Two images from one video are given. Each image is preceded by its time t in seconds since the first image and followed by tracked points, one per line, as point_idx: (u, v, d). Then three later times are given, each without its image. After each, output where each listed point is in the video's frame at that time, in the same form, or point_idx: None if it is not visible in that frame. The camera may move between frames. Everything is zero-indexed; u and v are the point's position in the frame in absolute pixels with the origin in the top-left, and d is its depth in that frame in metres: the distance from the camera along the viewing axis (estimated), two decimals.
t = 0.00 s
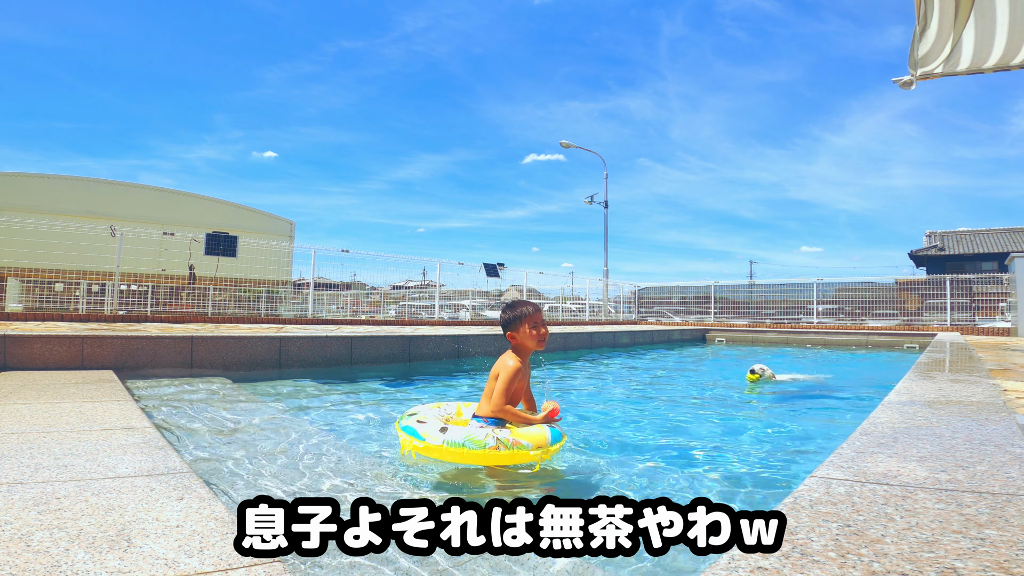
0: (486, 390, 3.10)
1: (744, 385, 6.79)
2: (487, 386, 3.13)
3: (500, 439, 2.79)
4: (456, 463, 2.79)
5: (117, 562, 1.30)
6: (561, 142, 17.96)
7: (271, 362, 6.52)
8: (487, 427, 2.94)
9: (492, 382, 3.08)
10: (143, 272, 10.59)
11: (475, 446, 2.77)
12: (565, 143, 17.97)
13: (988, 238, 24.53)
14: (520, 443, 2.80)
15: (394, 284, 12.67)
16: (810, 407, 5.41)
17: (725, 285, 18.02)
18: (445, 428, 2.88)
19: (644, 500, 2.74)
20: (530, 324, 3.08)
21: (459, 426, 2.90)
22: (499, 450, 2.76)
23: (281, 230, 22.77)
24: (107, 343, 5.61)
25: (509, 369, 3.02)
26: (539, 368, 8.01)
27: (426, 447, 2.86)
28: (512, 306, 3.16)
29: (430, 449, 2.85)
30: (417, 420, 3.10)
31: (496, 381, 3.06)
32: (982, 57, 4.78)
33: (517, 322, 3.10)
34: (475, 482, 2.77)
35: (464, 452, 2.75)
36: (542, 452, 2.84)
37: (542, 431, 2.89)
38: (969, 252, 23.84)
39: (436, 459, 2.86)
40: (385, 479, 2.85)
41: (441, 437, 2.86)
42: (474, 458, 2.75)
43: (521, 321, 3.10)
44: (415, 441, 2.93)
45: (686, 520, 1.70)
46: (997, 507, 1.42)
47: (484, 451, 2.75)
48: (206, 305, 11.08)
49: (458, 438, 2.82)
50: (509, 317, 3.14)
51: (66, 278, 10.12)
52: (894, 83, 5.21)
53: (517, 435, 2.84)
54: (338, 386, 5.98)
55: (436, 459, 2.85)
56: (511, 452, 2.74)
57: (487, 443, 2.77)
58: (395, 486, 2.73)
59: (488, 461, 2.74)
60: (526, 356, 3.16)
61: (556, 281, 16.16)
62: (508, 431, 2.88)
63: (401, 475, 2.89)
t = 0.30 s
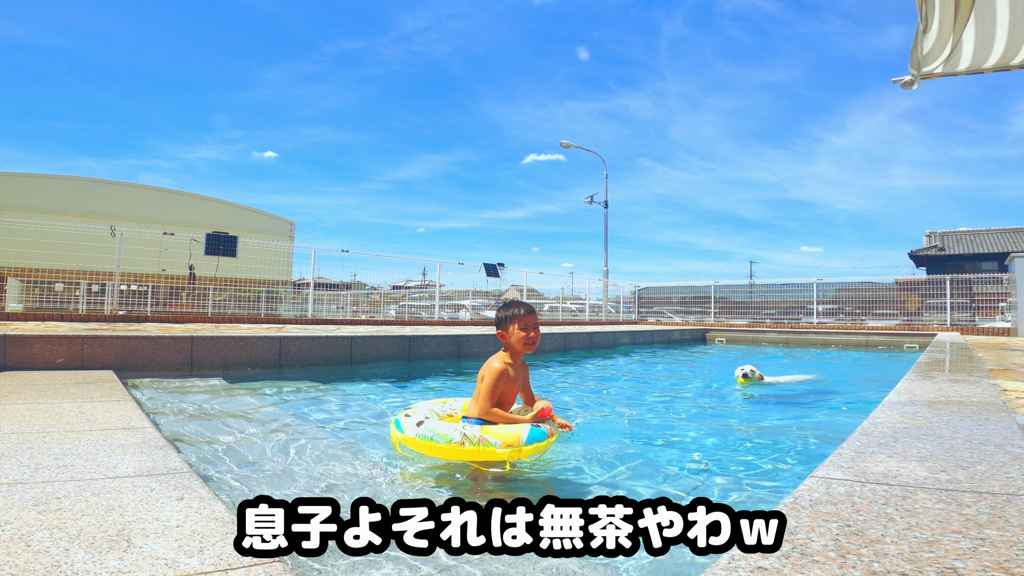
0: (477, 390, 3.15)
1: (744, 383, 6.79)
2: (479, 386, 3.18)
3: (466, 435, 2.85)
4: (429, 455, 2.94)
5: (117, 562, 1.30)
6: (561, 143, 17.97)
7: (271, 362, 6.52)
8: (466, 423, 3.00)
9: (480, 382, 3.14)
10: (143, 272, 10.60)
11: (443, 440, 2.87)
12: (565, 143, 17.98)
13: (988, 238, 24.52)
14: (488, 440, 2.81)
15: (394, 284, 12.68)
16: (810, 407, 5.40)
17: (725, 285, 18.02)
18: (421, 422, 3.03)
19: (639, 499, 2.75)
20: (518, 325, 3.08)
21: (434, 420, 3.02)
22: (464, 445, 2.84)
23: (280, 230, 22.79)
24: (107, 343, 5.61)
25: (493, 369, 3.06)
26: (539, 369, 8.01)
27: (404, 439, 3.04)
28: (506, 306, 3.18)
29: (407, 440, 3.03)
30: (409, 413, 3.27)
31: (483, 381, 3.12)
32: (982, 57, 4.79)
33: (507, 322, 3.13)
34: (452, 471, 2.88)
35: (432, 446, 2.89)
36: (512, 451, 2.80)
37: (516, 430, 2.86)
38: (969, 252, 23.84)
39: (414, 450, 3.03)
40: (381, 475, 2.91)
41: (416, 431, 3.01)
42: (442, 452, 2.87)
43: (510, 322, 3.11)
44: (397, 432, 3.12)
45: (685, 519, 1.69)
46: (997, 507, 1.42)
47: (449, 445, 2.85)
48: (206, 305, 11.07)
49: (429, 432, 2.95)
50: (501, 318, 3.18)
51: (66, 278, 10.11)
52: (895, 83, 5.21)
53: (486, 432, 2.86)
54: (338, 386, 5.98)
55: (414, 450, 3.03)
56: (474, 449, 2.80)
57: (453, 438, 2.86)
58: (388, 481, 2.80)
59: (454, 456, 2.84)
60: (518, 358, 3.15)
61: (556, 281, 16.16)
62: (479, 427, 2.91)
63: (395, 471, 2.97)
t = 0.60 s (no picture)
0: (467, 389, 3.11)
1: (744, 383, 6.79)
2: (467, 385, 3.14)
3: (460, 445, 2.74)
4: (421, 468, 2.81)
5: (117, 562, 1.30)
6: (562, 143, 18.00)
7: (271, 362, 6.51)
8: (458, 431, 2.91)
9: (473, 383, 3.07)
10: (143, 272, 10.61)
11: (436, 452, 2.75)
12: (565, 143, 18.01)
13: (988, 238, 24.53)
14: (483, 450, 2.71)
15: (394, 284, 12.68)
16: (811, 408, 5.40)
17: (724, 285, 18.02)
18: (409, 434, 2.89)
19: (638, 499, 2.74)
20: (513, 323, 3.10)
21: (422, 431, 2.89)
22: (458, 456, 2.73)
23: (280, 231, 22.80)
24: (107, 343, 5.61)
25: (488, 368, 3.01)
26: (539, 369, 8.01)
27: (391, 452, 2.89)
28: (495, 301, 3.18)
29: (395, 454, 2.88)
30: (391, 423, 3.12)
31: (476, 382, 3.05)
32: (983, 57, 4.79)
33: (496, 318, 3.14)
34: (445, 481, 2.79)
35: (424, 459, 2.76)
36: (509, 458, 2.73)
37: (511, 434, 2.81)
38: (969, 252, 23.84)
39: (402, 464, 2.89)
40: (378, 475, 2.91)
41: (405, 443, 2.87)
42: (436, 464, 2.75)
43: (502, 321, 3.12)
44: (381, 445, 2.97)
45: (686, 520, 1.69)
46: (997, 507, 1.42)
47: (443, 457, 2.73)
48: (206, 305, 11.07)
49: (419, 444, 2.81)
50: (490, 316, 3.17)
51: (66, 278, 10.12)
52: (895, 83, 5.21)
53: (480, 441, 2.75)
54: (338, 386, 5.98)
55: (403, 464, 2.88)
56: (471, 459, 2.69)
57: (446, 449, 2.74)
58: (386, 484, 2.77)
59: (449, 467, 2.73)
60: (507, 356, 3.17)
61: (556, 281, 16.17)
62: (472, 435, 2.80)
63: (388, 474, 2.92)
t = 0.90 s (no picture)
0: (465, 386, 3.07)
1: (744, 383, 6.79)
2: (464, 383, 3.10)
3: (464, 443, 2.76)
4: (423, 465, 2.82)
5: (117, 562, 1.30)
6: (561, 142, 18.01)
7: (271, 362, 6.51)
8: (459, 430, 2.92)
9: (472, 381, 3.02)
10: (143, 272, 10.61)
11: (439, 449, 2.77)
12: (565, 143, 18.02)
13: (988, 238, 24.53)
14: (487, 449, 2.73)
15: (394, 284, 12.68)
16: (810, 408, 5.40)
17: (724, 285, 18.02)
18: (411, 430, 2.89)
19: (638, 499, 2.75)
20: (513, 323, 3.13)
21: (425, 428, 2.90)
22: (463, 454, 2.75)
23: (281, 230, 22.81)
24: (107, 343, 5.61)
25: (489, 366, 2.99)
26: (539, 369, 8.01)
27: (392, 449, 2.89)
28: (493, 299, 3.18)
29: (396, 451, 2.88)
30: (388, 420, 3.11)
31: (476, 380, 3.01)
32: (983, 57, 4.79)
33: (498, 316, 3.13)
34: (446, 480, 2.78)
35: (427, 456, 2.77)
36: (511, 458, 2.75)
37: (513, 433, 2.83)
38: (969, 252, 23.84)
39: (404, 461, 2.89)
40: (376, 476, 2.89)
41: (407, 439, 2.87)
42: (439, 461, 2.76)
43: (501, 318, 3.13)
44: (381, 442, 2.96)
45: (685, 519, 1.69)
46: (997, 507, 1.42)
47: (447, 455, 2.75)
48: (206, 305, 11.06)
49: (422, 441, 2.82)
50: (486, 313, 3.16)
51: (66, 278, 10.11)
52: (895, 83, 5.21)
53: (484, 440, 2.77)
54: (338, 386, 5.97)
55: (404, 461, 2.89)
56: (474, 457, 2.71)
57: (451, 447, 2.76)
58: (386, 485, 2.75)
59: (453, 464, 2.75)
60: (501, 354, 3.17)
61: (556, 281, 16.16)
62: (474, 434, 2.82)
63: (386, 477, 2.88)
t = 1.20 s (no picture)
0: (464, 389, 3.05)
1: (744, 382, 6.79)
2: (462, 386, 3.07)
3: (480, 440, 2.75)
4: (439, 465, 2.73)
5: (117, 562, 1.30)
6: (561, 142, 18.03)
7: (271, 362, 6.51)
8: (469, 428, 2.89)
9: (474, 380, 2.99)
10: (143, 273, 10.61)
11: (456, 447, 2.71)
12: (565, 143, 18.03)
13: (988, 238, 24.53)
14: (501, 442, 2.76)
15: (394, 284, 12.69)
16: (810, 408, 5.39)
17: (724, 285, 18.02)
18: (425, 430, 2.81)
19: (638, 499, 2.74)
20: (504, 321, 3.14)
21: (438, 427, 2.83)
22: (480, 450, 2.73)
23: (280, 230, 22.82)
24: (107, 343, 5.61)
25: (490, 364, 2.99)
26: (539, 368, 8.01)
27: (407, 451, 2.79)
28: (482, 298, 3.18)
29: (412, 452, 2.78)
30: (395, 423, 3.02)
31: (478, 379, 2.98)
32: (982, 57, 4.79)
33: (491, 314, 3.14)
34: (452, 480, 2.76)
35: (446, 455, 2.70)
36: (523, 451, 2.82)
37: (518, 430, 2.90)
38: (969, 252, 23.84)
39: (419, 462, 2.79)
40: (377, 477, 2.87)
41: (423, 439, 2.79)
42: (457, 459, 2.70)
43: (497, 316, 3.14)
44: (394, 444, 2.86)
45: (686, 520, 1.69)
46: (997, 507, 1.42)
47: (465, 452, 2.70)
48: (206, 305, 11.06)
49: (438, 440, 2.75)
50: (481, 312, 3.14)
51: (66, 278, 10.11)
52: (895, 83, 5.21)
53: (497, 435, 2.80)
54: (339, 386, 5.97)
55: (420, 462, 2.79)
56: (492, 452, 2.71)
57: (468, 444, 2.72)
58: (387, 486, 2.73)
59: (471, 462, 2.70)
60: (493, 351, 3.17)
61: (556, 281, 16.17)
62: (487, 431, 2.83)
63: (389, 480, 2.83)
